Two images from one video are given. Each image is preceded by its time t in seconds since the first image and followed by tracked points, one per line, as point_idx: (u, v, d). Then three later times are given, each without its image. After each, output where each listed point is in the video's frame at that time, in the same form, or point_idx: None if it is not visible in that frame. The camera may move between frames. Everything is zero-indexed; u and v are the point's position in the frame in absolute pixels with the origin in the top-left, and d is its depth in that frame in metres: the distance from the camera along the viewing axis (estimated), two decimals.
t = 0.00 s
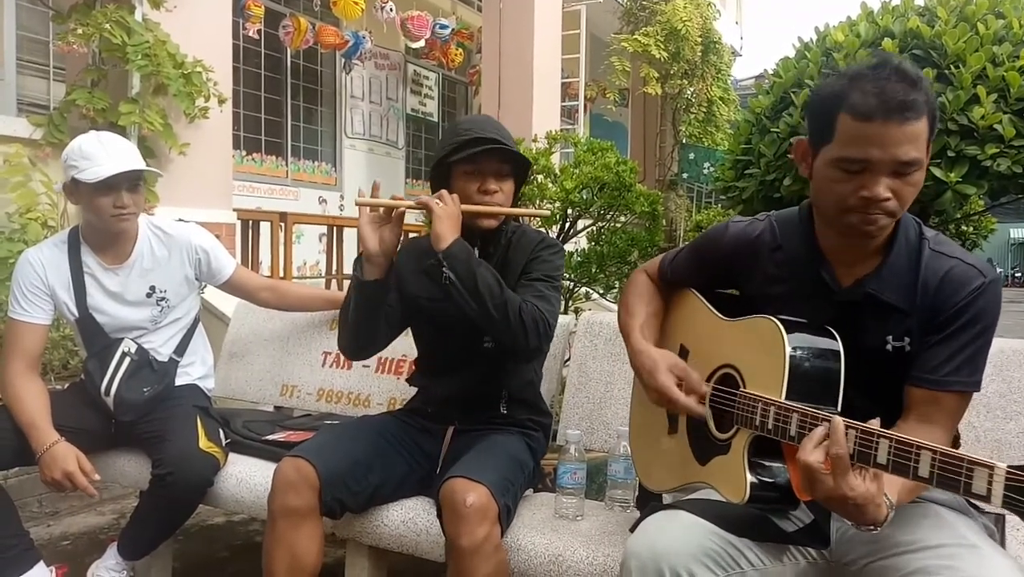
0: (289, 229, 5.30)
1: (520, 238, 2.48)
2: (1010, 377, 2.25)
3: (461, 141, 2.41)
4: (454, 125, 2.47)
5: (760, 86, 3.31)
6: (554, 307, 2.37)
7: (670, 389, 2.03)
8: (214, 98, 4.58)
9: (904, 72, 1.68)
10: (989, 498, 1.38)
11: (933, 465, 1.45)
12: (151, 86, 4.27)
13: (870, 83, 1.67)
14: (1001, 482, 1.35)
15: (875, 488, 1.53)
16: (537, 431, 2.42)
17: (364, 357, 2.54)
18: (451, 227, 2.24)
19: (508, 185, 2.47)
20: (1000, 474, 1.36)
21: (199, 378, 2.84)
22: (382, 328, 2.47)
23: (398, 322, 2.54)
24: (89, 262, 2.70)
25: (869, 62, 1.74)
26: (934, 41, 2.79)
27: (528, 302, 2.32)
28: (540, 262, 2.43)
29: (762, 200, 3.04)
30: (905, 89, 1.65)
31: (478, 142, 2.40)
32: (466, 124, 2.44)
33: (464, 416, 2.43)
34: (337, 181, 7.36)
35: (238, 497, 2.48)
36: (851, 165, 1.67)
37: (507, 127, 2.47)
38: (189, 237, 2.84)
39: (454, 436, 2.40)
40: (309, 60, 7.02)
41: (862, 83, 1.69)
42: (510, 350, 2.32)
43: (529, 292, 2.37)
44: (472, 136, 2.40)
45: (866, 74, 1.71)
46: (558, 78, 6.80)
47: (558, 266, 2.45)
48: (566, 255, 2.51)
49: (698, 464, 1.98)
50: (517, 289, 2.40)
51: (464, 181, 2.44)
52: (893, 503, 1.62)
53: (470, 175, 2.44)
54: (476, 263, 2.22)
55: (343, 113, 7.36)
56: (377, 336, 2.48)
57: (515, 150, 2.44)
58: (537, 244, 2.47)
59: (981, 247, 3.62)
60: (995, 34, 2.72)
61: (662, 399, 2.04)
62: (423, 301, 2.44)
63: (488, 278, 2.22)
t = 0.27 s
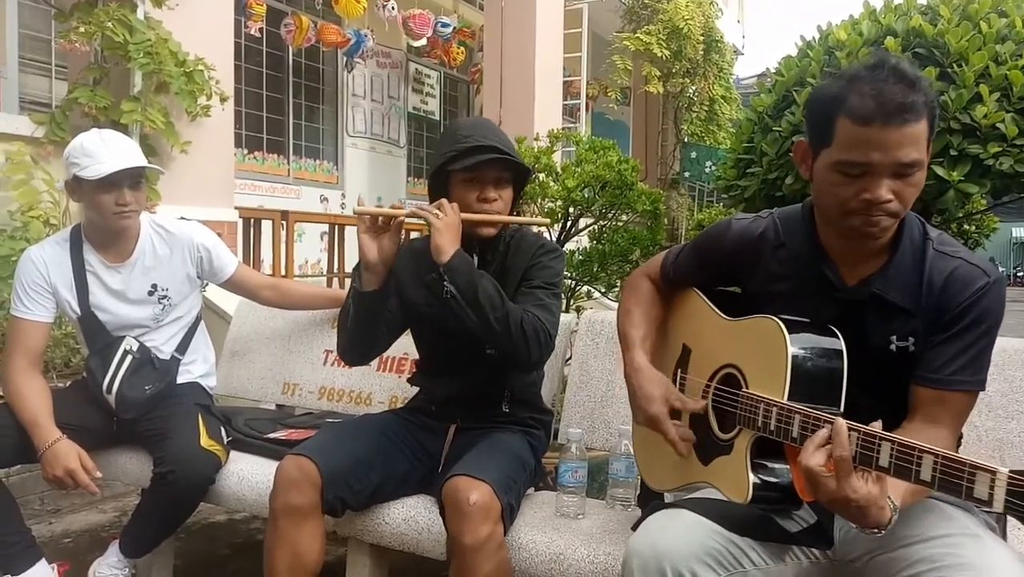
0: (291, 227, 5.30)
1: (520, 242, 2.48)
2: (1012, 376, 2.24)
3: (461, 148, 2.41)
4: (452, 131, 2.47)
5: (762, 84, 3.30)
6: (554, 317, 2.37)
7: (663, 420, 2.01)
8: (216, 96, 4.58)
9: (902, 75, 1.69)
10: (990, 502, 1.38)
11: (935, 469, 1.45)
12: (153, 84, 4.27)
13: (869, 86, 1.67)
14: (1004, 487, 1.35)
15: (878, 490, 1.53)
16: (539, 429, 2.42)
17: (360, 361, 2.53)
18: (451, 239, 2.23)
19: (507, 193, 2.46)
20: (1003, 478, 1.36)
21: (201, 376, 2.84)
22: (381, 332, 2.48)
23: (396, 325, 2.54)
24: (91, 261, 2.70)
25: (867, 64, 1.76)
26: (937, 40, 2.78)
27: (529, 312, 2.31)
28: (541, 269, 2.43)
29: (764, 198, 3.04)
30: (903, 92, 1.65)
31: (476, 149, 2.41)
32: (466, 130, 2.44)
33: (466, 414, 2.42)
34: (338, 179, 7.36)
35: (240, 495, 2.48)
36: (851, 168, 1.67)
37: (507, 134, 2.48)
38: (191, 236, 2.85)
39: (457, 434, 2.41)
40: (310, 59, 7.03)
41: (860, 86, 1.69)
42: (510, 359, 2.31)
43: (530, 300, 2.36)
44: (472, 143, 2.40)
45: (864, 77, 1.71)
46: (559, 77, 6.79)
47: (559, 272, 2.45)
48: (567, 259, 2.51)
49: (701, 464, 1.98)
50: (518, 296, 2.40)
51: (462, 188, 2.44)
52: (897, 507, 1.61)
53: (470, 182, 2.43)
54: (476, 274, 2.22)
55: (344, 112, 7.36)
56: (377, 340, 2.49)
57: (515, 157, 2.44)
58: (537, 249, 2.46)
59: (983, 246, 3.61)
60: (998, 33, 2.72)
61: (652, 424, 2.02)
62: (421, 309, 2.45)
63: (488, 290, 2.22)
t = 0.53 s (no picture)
0: (292, 225, 5.30)
1: (518, 241, 2.48)
2: (1013, 374, 2.24)
3: (445, 159, 2.41)
4: (436, 142, 2.47)
5: (763, 82, 3.30)
6: (551, 319, 2.35)
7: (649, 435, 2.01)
8: (217, 94, 4.58)
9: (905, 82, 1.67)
10: (984, 489, 1.37)
11: (930, 458, 1.45)
12: (154, 82, 4.27)
13: (875, 99, 1.64)
14: (996, 473, 1.35)
15: (874, 483, 1.53)
16: (540, 427, 2.42)
17: (381, 367, 2.54)
18: (442, 252, 2.22)
19: (497, 195, 2.45)
20: (995, 465, 1.35)
21: (201, 373, 2.84)
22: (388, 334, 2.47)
23: (404, 331, 2.55)
24: (92, 258, 2.70)
25: (873, 69, 1.73)
26: (939, 38, 2.78)
27: (523, 316, 2.30)
28: (539, 269, 2.43)
29: (765, 196, 3.03)
30: (910, 105, 1.62)
31: (462, 158, 2.41)
32: (448, 139, 2.43)
33: (468, 413, 2.43)
34: (339, 177, 7.36)
35: (241, 492, 2.48)
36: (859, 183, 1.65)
37: (493, 139, 2.45)
38: (192, 234, 2.85)
39: (459, 430, 2.42)
40: (311, 57, 7.02)
41: (867, 98, 1.66)
42: (503, 363, 2.31)
43: (527, 303, 2.35)
44: (458, 152, 2.40)
45: (869, 87, 1.68)
46: (560, 75, 6.79)
47: (558, 271, 2.44)
48: (565, 258, 2.49)
49: (700, 461, 1.98)
50: (515, 298, 2.40)
51: (452, 197, 2.44)
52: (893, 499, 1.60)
53: (459, 190, 2.43)
54: (465, 285, 2.21)
55: (345, 110, 7.35)
56: (386, 349, 2.49)
57: (501, 162, 2.44)
58: (535, 248, 2.46)
59: (984, 244, 3.61)
60: (999, 31, 2.71)
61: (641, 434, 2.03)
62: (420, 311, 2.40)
63: (477, 299, 2.22)
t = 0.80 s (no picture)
0: (294, 224, 5.30)
1: (521, 236, 2.49)
2: (1016, 371, 2.24)
3: (449, 150, 2.41)
4: (441, 135, 2.48)
5: (765, 80, 3.30)
6: (550, 309, 2.34)
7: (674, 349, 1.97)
8: (219, 93, 4.58)
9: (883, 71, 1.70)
10: (992, 491, 1.38)
11: (936, 458, 1.45)
12: (156, 80, 4.27)
13: (845, 86, 1.69)
14: (1004, 474, 1.35)
15: (880, 481, 1.53)
16: (543, 425, 2.41)
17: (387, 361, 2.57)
18: (442, 239, 2.25)
19: (499, 187, 2.45)
20: (1004, 466, 1.36)
21: (204, 372, 2.84)
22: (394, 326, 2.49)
23: (410, 326, 2.56)
24: (95, 258, 2.71)
25: (849, 62, 1.77)
26: (942, 34, 2.77)
27: (521, 303, 2.30)
28: (540, 260, 2.42)
29: (768, 194, 3.02)
30: (879, 87, 1.65)
31: (464, 150, 2.41)
32: (452, 131, 2.45)
33: (471, 409, 2.43)
34: (341, 176, 7.36)
35: (244, 491, 2.49)
36: (834, 168, 1.68)
37: (498, 134, 2.46)
38: (194, 233, 2.85)
39: (460, 429, 2.43)
40: (313, 56, 7.03)
41: (838, 86, 1.70)
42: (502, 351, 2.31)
43: (526, 292, 2.35)
44: (461, 144, 2.40)
45: (842, 76, 1.72)
46: (563, 73, 6.78)
47: (559, 263, 2.43)
48: (569, 253, 2.49)
49: (704, 459, 1.98)
50: (515, 290, 2.40)
51: (456, 189, 2.45)
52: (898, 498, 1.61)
53: (462, 183, 2.44)
54: (462, 271, 2.22)
55: (347, 108, 7.35)
56: (393, 344, 2.52)
57: (503, 154, 2.44)
58: (536, 242, 2.46)
59: (988, 242, 3.61)
60: (1003, 28, 2.71)
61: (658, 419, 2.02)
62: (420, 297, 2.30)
63: (475, 284, 2.22)
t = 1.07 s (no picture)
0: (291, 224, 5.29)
1: (520, 236, 2.48)
2: (1014, 373, 2.24)
3: (455, 148, 2.41)
4: (448, 132, 2.47)
5: (764, 81, 3.30)
6: (551, 310, 2.34)
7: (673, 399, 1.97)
8: (217, 93, 4.58)
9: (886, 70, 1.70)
10: (993, 490, 1.37)
11: (937, 458, 1.45)
12: (154, 81, 4.26)
13: (850, 84, 1.68)
14: (1007, 473, 1.35)
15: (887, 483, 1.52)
16: (540, 426, 2.41)
17: (374, 360, 2.57)
18: (446, 238, 2.24)
19: (503, 188, 2.45)
20: (1005, 465, 1.35)
21: (202, 373, 2.84)
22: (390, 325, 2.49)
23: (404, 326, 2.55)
24: (93, 258, 2.70)
25: (853, 62, 1.76)
26: (940, 36, 2.77)
27: (523, 304, 2.30)
28: (539, 262, 2.42)
29: (766, 195, 3.03)
30: (885, 87, 1.65)
31: (472, 149, 2.41)
32: (459, 129, 2.44)
33: (469, 411, 2.42)
34: (339, 177, 7.36)
35: (241, 492, 2.48)
36: (835, 166, 1.68)
37: (503, 134, 2.47)
38: (192, 233, 2.85)
39: (459, 430, 2.41)
40: (311, 56, 7.02)
41: (843, 84, 1.70)
42: (507, 352, 2.31)
43: (527, 294, 2.35)
44: (467, 142, 2.40)
45: (847, 75, 1.72)
46: (561, 74, 6.78)
47: (559, 265, 2.44)
48: (567, 254, 2.49)
49: (702, 461, 1.97)
50: (515, 291, 2.40)
51: (459, 187, 2.45)
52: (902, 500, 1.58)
53: (466, 181, 2.44)
54: (466, 270, 2.22)
55: (345, 109, 7.35)
56: (386, 343, 2.51)
57: (508, 154, 2.44)
58: (536, 243, 2.46)
59: (985, 243, 3.61)
60: (1000, 30, 2.71)
61: (661, 404, 1.99)
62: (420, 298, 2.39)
63: (478, 283, 2.22)
